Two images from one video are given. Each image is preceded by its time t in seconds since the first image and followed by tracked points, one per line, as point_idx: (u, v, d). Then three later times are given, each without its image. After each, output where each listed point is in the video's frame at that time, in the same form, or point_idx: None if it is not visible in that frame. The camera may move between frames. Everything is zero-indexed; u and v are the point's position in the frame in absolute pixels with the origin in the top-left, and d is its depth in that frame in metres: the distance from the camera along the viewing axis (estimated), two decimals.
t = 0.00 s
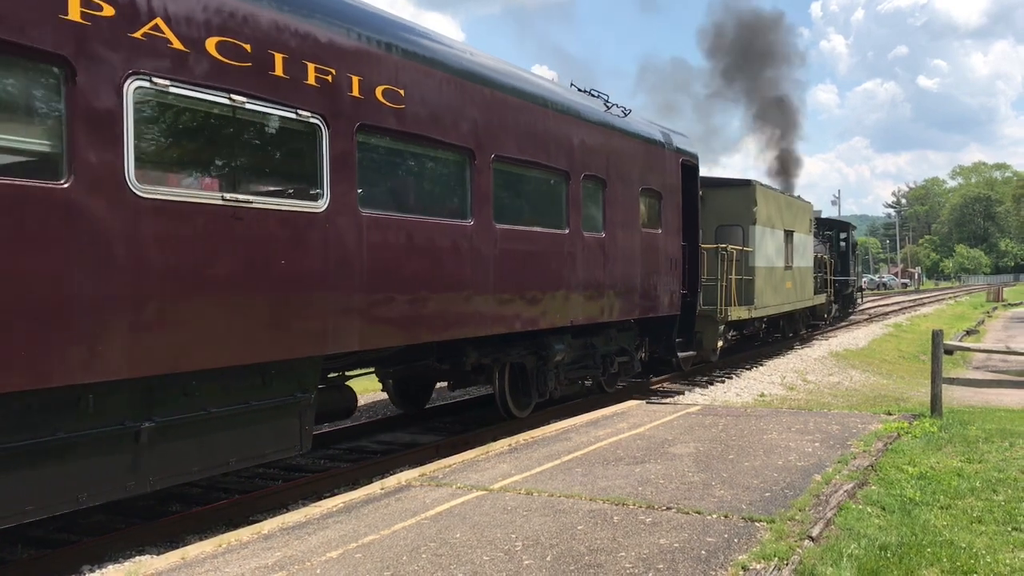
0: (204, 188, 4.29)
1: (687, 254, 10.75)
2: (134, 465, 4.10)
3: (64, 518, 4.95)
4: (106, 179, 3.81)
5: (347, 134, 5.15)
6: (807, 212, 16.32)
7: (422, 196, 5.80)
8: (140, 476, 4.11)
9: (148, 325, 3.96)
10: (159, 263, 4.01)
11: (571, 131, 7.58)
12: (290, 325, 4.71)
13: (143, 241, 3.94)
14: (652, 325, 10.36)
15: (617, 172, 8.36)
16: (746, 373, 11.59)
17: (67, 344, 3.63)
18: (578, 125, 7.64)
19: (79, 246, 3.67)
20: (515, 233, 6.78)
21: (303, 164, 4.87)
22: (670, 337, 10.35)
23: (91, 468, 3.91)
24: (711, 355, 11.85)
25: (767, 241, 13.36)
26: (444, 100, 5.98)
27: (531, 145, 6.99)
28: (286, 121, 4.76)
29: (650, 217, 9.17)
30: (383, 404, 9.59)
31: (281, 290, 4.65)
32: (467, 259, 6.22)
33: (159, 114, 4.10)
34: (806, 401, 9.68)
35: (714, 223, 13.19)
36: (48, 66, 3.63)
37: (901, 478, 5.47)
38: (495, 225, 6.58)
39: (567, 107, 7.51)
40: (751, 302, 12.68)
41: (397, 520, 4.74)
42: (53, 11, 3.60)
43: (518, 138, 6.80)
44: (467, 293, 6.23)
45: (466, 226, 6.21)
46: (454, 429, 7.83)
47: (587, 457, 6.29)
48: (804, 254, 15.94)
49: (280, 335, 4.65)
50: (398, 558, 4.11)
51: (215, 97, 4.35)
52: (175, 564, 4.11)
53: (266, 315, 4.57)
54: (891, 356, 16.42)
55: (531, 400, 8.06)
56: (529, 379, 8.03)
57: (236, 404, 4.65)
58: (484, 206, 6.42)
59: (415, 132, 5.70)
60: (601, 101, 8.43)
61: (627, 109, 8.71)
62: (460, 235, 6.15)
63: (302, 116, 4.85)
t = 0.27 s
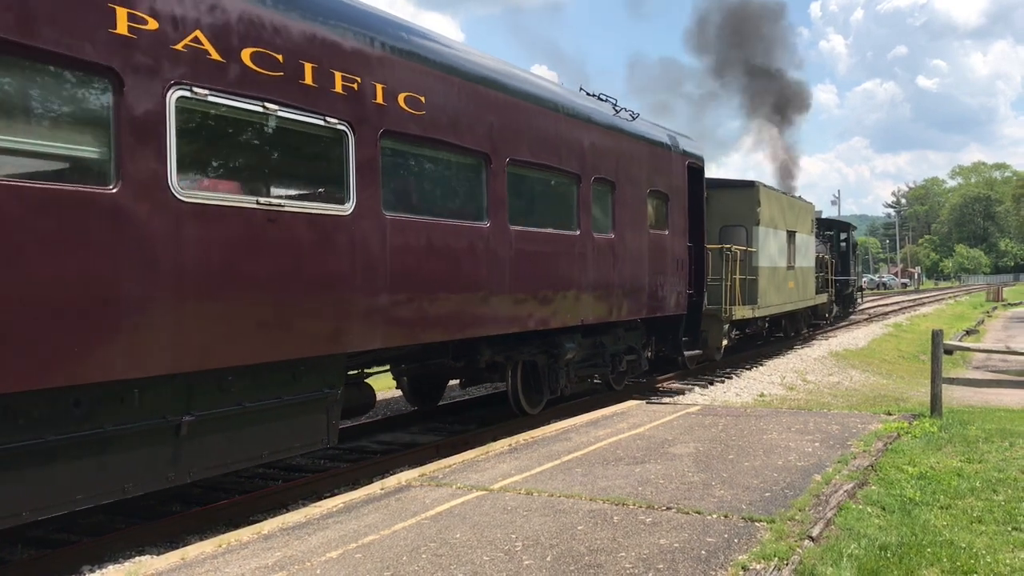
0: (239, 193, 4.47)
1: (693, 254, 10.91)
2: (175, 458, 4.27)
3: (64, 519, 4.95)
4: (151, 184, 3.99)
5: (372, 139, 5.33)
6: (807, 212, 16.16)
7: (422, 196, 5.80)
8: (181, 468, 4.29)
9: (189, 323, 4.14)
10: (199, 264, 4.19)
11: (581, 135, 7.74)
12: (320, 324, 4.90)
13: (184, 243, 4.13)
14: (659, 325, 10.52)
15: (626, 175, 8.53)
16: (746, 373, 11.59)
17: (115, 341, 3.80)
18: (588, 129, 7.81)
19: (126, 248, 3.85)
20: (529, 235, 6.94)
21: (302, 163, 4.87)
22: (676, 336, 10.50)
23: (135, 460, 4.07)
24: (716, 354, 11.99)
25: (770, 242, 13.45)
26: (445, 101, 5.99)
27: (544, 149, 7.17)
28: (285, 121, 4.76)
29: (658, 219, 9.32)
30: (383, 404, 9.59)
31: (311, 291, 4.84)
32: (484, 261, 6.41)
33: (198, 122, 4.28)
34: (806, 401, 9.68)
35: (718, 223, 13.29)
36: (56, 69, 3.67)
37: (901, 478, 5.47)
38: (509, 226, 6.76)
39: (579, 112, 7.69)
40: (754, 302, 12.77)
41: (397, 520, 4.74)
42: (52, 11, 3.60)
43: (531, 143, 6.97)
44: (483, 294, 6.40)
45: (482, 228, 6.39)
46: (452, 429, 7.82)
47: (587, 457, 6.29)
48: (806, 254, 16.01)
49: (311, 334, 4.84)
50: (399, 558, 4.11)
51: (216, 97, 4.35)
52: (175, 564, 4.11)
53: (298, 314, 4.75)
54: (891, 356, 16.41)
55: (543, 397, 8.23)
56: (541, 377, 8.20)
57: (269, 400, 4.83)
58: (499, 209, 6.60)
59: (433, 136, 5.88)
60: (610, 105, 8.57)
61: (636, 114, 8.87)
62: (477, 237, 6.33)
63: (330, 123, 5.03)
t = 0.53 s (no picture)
0: (271, 196, 4.65)
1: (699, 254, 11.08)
2: (212, 448, 4.47)
3: (64, 518, 4.95)
4: (190, 187, 4.17)
5: (394, 144, 5.51)
6: (807, 212, 16.05)
7: (423, 196, 5.80)
8: (218, 459, 4.49)
9: (225, 320, 4.33)
10: (235, 264, 4.38)
11: (591, 138, 7.91)
12: (345, 321, 5.09)
13: (221, 244, 4.31)
14: (665, 324, 10.70)
15: (633, 177, 8.70)
16: (746, 373, 11.59)
17: (158, 337, 3.99)
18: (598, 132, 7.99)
19: (167, 248, 4.03)
20: (542, 236, 7.13)
21: (301, 163, 4.86)
22: (682, 335, 10.68)
23: (175, 451, 4.27)
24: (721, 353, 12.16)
25: (773, 242, 13.54)
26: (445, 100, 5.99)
27: (556, 152, 7.35)
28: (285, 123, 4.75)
29: (664, 220, 9.49)
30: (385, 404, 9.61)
31: (336, 289, 5.03)
32: (500, 261, 6.60)
33: (232, 128, 4.44)
34: (805, 401, 9.68)
35: (722, 224, 13.38)
36: (51, 67, 3.64)
37: (901, 479, 5.47)
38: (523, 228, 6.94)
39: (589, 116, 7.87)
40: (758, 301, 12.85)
41: (397, 520, 4.74)
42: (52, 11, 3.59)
43: (544, 145, 7.16)
44: (497, 293, 6.58)
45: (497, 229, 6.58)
46: (450, 429, 7.81)
47: (587, 457, 6.29)
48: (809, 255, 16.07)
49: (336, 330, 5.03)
50: (398, 558, 4.11)
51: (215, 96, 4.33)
52: (175, 564, 4.11)
53: (325, 311, 4.94)
54: (890, 356, 16.42)
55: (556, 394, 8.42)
56: (554, 374, 8.39)
57: (298, 394, 5.04)
58: (513, 210, 6.79)
59: (451, 140, 6.06)
60: (618, 109, 8.72)
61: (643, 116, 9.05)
62: (492, 238, 6.52)
63: (354, 128, 5.19)
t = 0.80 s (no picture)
0: (300, 199, 4.83)
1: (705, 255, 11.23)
2: (244, 439, 4.72)
3: (63, 518, 4.94)
4: (226, 191, 4.36)
5: (414, 148, 5.69)
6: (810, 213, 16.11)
7: (426, 196, 5.83)
8: (248, 450, 4.73)
9: (258, 319, 4.54)
10: (267, 265, 4.58)
11: (599, 141, 8.08)
12: (368, 320, 5.30)
13: (254, 246, 4.51)
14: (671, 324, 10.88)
15: (641, 179, 8.89)
16: (745, 373, 11.59)
17: (197, 335, 4.20)
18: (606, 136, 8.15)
19: (205, 250, 4.23)
20: (554, 238, 7.31)
21: (301, 164, 4.87)
22: (687, 335, 10.86)
23: (209, 443, 4.50)
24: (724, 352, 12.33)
25: (775, 243, 13.59)
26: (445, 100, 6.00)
27: (567, 156, 7.54)
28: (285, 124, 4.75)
29: (670, 221, 9.66)
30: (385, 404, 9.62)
31: (361, 289, 5.22)
32: (514, 261, 6.79)
33: (263, 134, 4.61)
34: (805, 402, 9.68)
35: (725, 225, 13.44)
36: (49, 67, 3.63)
37: (900, 480, 5.47)
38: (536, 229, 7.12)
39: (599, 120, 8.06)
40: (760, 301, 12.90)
41: (396, 521, 4.74)
42: (50, 11, 3.58)
43: (555, 149, 7.33)
44: (511, 293, 6.76)
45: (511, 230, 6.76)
46: (449, 429, 7.81)
47: (585, 458, 6.28)
48: (810, 256, 16.08)
49: (360, 329, 5.23)
50: (397, 559, 4.11)
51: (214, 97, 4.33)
52: (173, 564, 4.10)
53: (349, 310, 5.14)
54: (889, 357, 16.44)
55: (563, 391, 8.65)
56: (563, 371, 8.63)
57: (323, 389, 5.26)
58: (526, 212, 6.97)
59: (468, 144, 6.25)
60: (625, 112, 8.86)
61: (650, 119, 9.20)
62: (506, 239, 6.70)
63: (377, 133, 5.38)
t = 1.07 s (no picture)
0: (328, 201, 5.01)
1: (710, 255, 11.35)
2: (274, 432, 4.90)
3: (61, 514, 4.93)
4: (259, 191, 4.54)
5: (433, 151, 5.85)
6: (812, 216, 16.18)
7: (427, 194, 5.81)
8: (279, 440, 4.92)
9: (289, 314, 4.73)
10: (298, 262, 4.77)
11: (610, 144, 8.24)
12: (391, 316, 5.48)
13: (285, 245, 4.69)
14: (677, 323, 11.04)
15: (649, 181, 9.04)
16: (744, 373, 11.59)
17: (232, 329, 4.38)
18: (616, 139, 8.31)
19: (240, 248, 4.41)
20: (565, 238, 7.47)
21: (302, 162, 4.85)
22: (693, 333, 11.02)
23: (242, 433, 4.69)
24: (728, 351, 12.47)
25: (778, 243, 13.63)
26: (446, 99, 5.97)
27: (579, 158, 7.69)
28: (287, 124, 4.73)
29: (677, 222, 9.80)
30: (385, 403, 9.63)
31: (384, 287, 5.40)
32: (528, 261, 6.96)
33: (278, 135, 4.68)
34: (804, 402, 9.68)
35: (728, 226, 13.49)
36: (46, 63, 3.61)
37: (899, 480, 5.47)
38: (548, 230, 7.28)
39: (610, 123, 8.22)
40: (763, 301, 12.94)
41: (395, 519, 4.73)
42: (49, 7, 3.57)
43: (568, 151, 7.49)
44: (525, 292, 6.92)
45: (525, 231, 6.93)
46: (448, 428, 7.81)
47: (585, 457, 6.28)
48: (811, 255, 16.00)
49: (383, 324, 5.40)
50: (396, 557, 4.11)
51: (212, 97, 4.33)
52: (172, 562, 4.10)
53: (372, 306, 5.32)
54: (889, 357, 16.44)
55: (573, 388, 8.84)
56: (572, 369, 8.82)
57: (348, 382, 5.45)
58: (540, 213, 7.13)
59: (485, 147, 6.41)
60: (634, 114, 9.01)
61: (658, 122, 9.35)
62: (520, 239, 6.87)
63: (399, 136, 5.54)
